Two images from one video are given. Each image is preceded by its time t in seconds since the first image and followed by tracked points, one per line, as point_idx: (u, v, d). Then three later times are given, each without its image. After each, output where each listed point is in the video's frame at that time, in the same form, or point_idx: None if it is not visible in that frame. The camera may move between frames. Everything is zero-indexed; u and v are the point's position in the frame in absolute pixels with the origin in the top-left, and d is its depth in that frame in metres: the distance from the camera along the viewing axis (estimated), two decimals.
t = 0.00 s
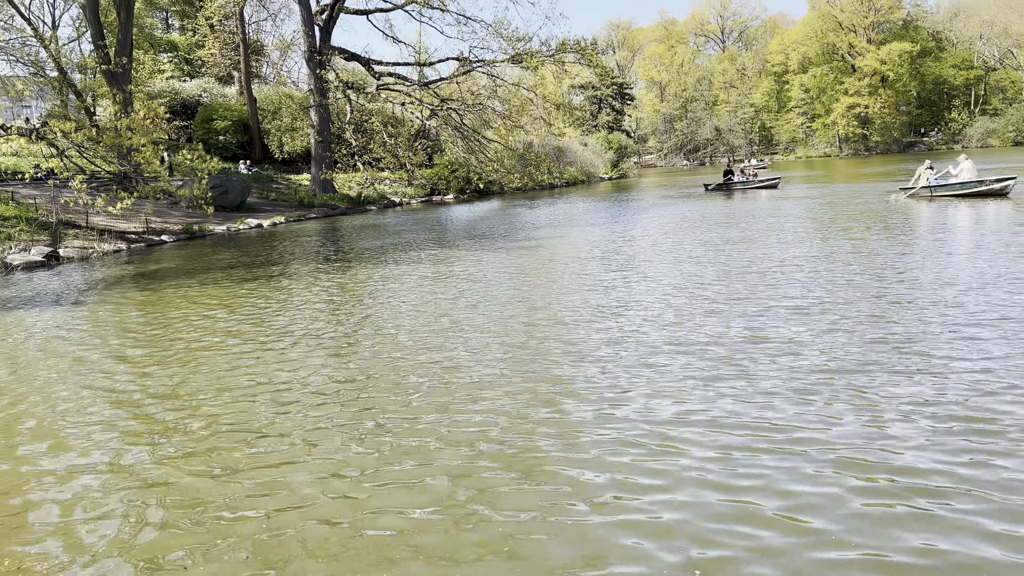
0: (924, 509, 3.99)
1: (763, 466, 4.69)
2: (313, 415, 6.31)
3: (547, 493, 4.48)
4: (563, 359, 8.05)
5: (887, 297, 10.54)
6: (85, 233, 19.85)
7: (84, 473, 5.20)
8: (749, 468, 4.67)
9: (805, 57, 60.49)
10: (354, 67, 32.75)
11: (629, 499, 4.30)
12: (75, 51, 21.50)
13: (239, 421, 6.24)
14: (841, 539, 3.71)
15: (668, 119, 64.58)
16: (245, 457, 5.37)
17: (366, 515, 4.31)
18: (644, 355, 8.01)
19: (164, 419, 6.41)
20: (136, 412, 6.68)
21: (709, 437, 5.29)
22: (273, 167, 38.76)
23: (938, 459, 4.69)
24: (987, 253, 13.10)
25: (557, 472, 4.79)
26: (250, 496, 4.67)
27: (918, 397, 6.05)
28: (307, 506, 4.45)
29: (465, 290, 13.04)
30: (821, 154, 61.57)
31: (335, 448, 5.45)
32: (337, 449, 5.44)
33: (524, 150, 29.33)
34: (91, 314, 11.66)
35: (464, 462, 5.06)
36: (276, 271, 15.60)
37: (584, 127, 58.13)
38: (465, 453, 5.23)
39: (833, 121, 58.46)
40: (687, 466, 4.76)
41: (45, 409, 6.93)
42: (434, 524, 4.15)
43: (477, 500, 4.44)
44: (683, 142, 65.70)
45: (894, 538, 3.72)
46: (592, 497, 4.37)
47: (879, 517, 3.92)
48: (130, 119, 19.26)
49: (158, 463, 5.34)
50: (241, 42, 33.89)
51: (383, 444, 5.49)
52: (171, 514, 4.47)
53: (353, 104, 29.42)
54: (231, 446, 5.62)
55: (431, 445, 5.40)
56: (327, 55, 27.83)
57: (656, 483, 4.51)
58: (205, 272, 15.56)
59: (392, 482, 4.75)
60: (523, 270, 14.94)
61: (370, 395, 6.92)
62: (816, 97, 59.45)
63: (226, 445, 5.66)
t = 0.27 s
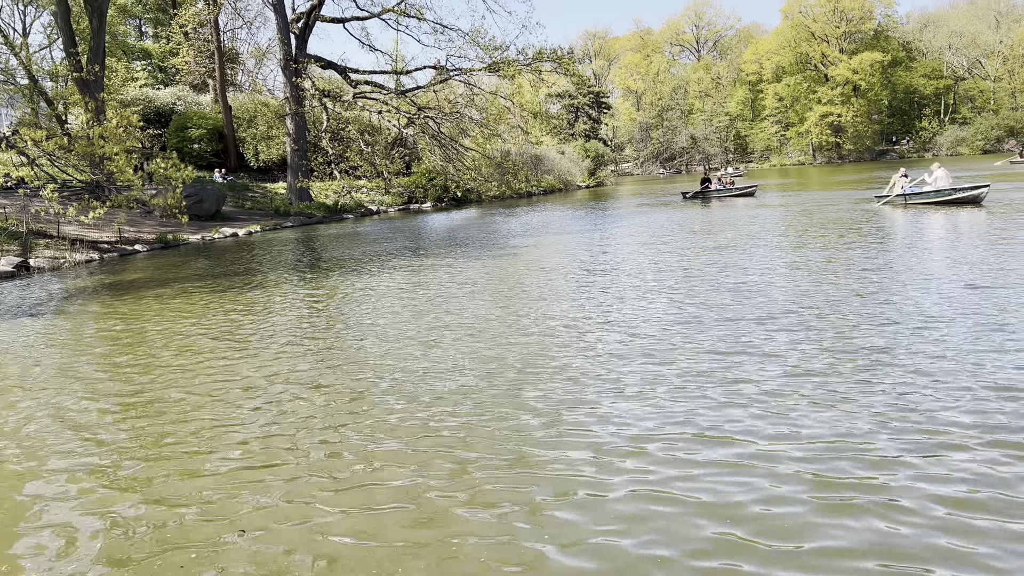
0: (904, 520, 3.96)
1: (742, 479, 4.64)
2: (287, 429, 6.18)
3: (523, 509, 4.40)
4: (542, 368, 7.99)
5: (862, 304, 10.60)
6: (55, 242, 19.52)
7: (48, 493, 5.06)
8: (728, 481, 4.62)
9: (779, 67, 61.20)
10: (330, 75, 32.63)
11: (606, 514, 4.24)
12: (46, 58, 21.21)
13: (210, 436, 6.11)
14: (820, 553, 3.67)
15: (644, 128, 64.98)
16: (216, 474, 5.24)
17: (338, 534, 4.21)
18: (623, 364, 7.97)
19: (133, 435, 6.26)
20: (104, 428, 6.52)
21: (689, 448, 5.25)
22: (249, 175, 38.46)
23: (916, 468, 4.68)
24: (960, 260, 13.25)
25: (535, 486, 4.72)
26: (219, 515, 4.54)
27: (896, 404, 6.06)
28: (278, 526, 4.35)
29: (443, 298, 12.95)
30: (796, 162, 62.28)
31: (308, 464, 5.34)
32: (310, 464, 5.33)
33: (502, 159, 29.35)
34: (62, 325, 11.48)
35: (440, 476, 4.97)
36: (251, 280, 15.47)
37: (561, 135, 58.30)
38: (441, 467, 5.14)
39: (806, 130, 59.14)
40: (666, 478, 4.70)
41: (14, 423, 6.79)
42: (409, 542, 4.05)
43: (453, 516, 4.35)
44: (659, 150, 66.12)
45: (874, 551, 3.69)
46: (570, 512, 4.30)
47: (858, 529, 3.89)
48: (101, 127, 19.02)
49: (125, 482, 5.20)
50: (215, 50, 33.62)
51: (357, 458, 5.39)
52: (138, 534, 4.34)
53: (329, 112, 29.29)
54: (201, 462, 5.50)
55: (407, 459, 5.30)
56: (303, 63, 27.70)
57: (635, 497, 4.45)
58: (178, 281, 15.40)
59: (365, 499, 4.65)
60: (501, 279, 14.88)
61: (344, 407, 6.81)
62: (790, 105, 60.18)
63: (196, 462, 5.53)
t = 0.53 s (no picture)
0: (891, 527, 3.97)
1: (727, 486, 4.64)
2: (267, 440, 6.10)
3: (508, 519, 4.36)
4: (524, 377, 7.95)
5: (841, 311, 10.69)
6: (27, 252, 19.18)
7: (22, 507, 4.95)
8: (713, 488, 4.61)
9: (754, 76, 61.87)
10: (307, 83, 32.49)
11: (592, 523, 4.21)
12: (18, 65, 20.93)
13: (189, 448, 6.01)
14: (809, 561, 3.66)
15: (621, 137, 65.24)
16: (195, 487, 5.15)
17: (321, 547, 4.14)
18: (606, 372, 7.96)
19: (109, 447, 6.15)
20: (79, 441, 6.39)
21: (675, 455, 5.24)
22: (225, 184, 38.15)
23: (900, 475, 4.70)
24: (935, 268, 13.41)
25: (520, 495, 4.69)
26: (198, 528, 4.46)
27: (878, 411, 6.09)
28: (264, 534, 4.32)
29: (423, 307, 12.89)
30: (771, 170, 62.91)
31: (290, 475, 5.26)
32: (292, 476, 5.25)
33: (480, 168, 29.31)
34: (37, 335, 11.32)
35: (424, 486, 4.91)
36: (228, 289, 15.34)
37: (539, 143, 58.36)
38: (424, 477, 5.09)
39: (782, 139, 59.70)
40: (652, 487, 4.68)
41: None
42: (395, 555, 4.00)
43: (437, 527, 4.30)
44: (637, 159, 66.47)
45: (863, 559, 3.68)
46: (555, 522, 4.26)
47: (846, 536, 3.89)
48: (75, 135, 18.75)
49: (101, 495, 5.09)
50: (191, 58, 33.36)
51: (338, 469, 5.33)
52: (120, 545, 4.30)
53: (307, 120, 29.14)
54: (181, 475, 5.40)
55: (390, 469, 5.24)
56: (280, 71, 27.56)
57: (621, 501, 4.49)
58: (154, 291, 15.21)
59: (348, 511, 4.59)
60: (481, 287, 14.89)
61: (326, 418, 6.73)
62: (765, 114, 60.83)
63: (175, 474, 5.43)
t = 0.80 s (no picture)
0: (888, 541, 3.95)
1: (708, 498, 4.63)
2: (242, 453, 5.99)
3: (488, 533, 4.31)
4: (505, 386, 7.89)
5: (820, 320, 10.74)
6: None
7: None
8: (694, 501, 4.59)
9: (732, 86, 62.40)
10: (286, 91, 32.33)
11: (572, 535, 4.19)
12: None
13: (161, 464, 5.89)
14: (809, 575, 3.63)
15: (601, 146, 65.53)
16: (167, 502, 5.05)
17: (300, 565, 4.04)
18: (586, 381, 7.92)
19: (78, 460, 6.02)
20: (47, 452, 6.25)
21: (655, 467, 5.21)
22: (202, 193, 37.84)
23: (881, 485, 4.70)
24: (911, 276, 13.53)
25: (497, 509, 4.64)
26: (169, 545, 4.38)
27: (860, 421, 6.09)
28: (253, 551, 4.22)
29: (401, 316, 12.80)
30: (749, 179, 63.42)
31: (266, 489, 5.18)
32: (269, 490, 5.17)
33: (460, 176, 29.29)
34: (10, 347, 11.09)
35: (401, 499, 4.85)
36: (206, 299, 15.16)
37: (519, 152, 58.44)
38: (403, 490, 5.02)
39: (759, 148, 60.24)
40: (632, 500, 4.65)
41: None
42: (372, 571, 3.92)
43: (420, 544, 4.22)
44: (616, 168, 66.72)
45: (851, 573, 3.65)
46: (536, 536, 4.21)
47: (845, 551, 3.86)
48: (49, 143, 18.49)
49: (68, 512, 4.99)
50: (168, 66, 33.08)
51: (315, 482, 5.25)
52: (104, 563, 4.19)
53: (285, 128, 28.97)
54: (151, 490, 5.29)
55: (368, 482, 5.17)
56: (259, 79, 27.39)
57: (616, 514, 4.44)
58: (130, 301, 15.00)
59: (324, 524, 4.52)
60: (462, 296, 14.83)
61: (303, 430, 6.63)
62: (743, 124, 61.33)
63: (146, 489, 5.33)
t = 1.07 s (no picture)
0: (871, 558, 3.96)
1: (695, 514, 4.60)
2: (220, 466, 5.89)
3: (475, 552, 4.25)
4: (487, 397, 7.85)
5: (800, 330, 10.80)
6: None
7: None
8: (681, 518, 4.55)
9: (711, 97, 62.93)
10: (266, 99, 32.17)
11: (558, 555, 4.14)
12: None
13: (137, 477, 5.78)
14: None
15: (582, 155, 65.72)
16: (142, 518, 4.93)
17: None
18: (569, 393, 7.89)
19: (51, 473, 5.89)
20: (19, 465, 6.12)
21: (639, 482, 5.18)
22: (181, 201, 37.51)
23: (866, 501, 4.70)
24: (889, 287, 13.66)
25: (483, 526, 4.58)
26: (147, 565, 4.28)
27: (842, 434, 6.10)
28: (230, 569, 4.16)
29: (381, 326, 12.72)
30: (728, 189, 63.90)
31: (245, 506, 5.08)
32: (250, 506, 5.07)
33: (441, 186, 29.24)
34: None
35: (384, 517, 4.77)
36: (183, 308, 15.00)
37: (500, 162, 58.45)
38: (386, 506, 4.95)
39: (738, 158, 60.70)
40: (617, 517, 4.61)
41: None
42: None
43: (401, 561, 4.18)
44: (597, 177, 66.97)
45: None
46: (522, 555, 4.16)
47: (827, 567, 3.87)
48: (24, 151, 18.23)
49: (39, 528, 4.86)
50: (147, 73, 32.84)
51: (295, 497, 5.16)
52: None
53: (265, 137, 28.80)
54: (126, 505, 5.18)
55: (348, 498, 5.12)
56: (238, 87, 27.22)
57: (597, 532, 4.42)
58: (106, 310, 14.79)
59: (304, 542, 4.45)
60: (442, 305, 14.77)
61: (282, 442, 6.53)
62: (723, 134, 61.83)
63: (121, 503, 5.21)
